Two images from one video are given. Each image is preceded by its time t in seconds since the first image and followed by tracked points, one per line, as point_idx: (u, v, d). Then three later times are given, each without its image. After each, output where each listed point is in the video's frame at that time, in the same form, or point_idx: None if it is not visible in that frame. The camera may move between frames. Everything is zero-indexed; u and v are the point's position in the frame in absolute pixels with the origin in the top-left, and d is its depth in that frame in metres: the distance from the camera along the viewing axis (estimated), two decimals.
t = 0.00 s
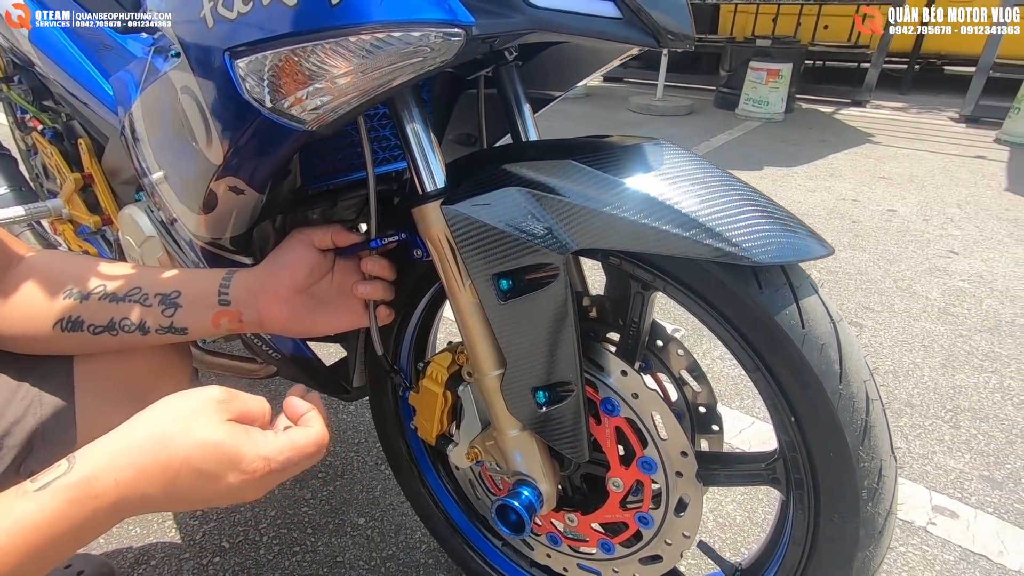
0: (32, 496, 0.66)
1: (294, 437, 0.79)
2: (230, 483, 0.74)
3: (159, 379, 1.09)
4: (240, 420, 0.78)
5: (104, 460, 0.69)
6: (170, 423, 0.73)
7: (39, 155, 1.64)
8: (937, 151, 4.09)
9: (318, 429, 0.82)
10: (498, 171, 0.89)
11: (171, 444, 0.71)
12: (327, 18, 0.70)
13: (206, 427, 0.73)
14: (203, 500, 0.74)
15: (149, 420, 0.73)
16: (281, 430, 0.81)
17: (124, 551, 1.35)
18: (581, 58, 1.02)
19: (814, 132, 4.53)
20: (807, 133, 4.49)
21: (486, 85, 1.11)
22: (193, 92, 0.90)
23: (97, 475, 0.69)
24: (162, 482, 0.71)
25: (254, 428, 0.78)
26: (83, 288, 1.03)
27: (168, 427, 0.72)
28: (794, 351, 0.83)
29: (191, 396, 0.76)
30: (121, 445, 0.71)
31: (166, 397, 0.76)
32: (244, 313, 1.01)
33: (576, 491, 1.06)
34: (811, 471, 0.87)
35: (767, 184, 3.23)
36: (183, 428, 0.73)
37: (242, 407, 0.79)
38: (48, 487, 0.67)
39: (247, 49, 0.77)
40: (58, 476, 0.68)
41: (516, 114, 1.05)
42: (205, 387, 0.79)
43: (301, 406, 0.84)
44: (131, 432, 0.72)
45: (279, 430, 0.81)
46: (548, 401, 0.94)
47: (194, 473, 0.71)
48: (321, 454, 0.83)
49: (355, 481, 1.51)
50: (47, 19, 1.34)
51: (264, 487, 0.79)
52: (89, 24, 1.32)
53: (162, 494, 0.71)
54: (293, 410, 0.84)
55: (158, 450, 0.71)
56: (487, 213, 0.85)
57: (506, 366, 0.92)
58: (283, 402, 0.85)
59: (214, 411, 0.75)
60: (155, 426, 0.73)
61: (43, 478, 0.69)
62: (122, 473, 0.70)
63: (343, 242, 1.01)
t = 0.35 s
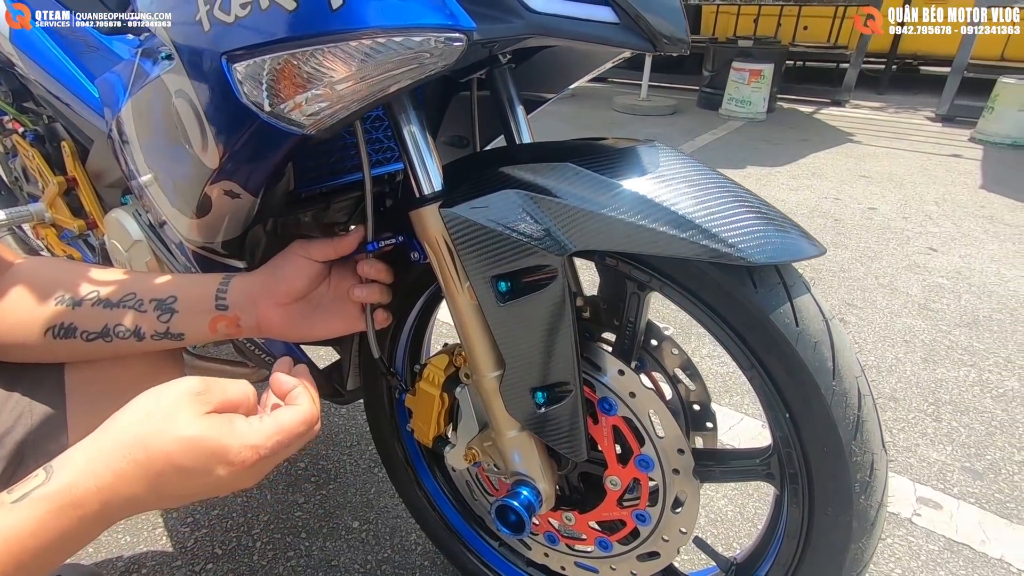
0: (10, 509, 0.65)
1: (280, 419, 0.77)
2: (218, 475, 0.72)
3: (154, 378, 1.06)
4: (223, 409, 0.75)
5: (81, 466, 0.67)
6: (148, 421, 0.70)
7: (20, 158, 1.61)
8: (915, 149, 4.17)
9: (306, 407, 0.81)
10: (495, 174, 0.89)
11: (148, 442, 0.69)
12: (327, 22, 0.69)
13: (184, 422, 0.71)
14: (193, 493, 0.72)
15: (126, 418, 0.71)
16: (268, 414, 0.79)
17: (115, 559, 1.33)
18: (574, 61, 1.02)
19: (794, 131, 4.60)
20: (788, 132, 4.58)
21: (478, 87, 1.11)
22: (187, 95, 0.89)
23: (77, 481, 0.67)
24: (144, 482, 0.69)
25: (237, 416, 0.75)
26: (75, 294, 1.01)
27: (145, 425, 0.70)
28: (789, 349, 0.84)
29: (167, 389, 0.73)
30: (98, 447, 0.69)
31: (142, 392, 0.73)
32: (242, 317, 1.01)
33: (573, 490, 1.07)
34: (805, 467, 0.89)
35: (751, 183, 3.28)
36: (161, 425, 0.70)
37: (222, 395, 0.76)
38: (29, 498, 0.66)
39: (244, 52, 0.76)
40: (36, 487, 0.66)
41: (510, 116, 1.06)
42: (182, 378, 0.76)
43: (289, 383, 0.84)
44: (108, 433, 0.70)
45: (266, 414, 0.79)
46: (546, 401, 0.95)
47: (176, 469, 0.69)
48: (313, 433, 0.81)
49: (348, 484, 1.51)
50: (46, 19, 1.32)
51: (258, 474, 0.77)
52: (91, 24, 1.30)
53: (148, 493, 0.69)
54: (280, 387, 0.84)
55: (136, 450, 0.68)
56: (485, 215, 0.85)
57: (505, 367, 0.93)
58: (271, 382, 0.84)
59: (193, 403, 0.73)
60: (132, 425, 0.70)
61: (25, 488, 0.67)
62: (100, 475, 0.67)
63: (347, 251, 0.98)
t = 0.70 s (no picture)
0: (78, 545, 0.65)
1: (328, 498, 0.79)
2: (261, 543, 0.74)
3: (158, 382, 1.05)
4: (281, 477, 0.78)
5: (151, 508, 0.68)
6: (216, 475, 0.73)
7: (10, 161, 1.59)
8: (902, 147, 4.23)
9: (351, 489, 0.82)
10: (501, 173, 0.89)
11: (212, 495, 0.71)
12: (338, 23, 0.69)
13: (247, 483, 0.73)
14: (234, 552, 0.74)
15: (193, 468, 0.73)
16: (315, 490, 0.81)
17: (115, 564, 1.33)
18: (575, 61, 1.03)
19: (783, 130, 4.65)
20: (777, 130, 4.62)
21: (479, 87, 1.12)
22: (191, 96, 0.89)
23: (142, 523, 0.68)
24: (197, 534, 0.70)
25: (293, 487, 0.78)
26: (80, 299, 1.01)
27: (213, 480, 0.72)
28: (794, 343, 0.85)
29: (237, 447, 0.76)
30: (165, 491, 0.70)
31: (211, 442, 0.76)
32: (253, 320, 1.01)
33: (578, 486, 1.08)
34: (809, 460, 0.90)
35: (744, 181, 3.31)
36: (227, 482, 0.73)
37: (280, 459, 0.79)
38: (96, 535, 0.66)
39: (253, 54, 0.75)
40: (104, 523, 0.67)
41: (512, 116, 1.06)
42: (250, 437, 0.78)
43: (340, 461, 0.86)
44: (175, 479, 0.72)
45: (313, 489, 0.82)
46: (553, 399, 0.95)
47: (234, 526, 0.72)
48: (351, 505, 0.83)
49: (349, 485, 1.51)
50: (46, 19, 1.31)
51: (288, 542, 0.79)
52: (90, 25, 1.31)
53: (199, 545, 0.71)
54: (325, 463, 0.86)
55: (201, 501, 0.71)
56: (494, 215, 0.85)
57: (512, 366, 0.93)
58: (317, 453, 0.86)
59: (255, 465, 0.75)
60: (200, 475, 0.72)
61: (88, 524, 0.67)
62: (163, 519, 0.69)
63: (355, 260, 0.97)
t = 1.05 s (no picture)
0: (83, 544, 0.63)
1: (334, 483, 0.79)
2: (271, 531, 0.74)
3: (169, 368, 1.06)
4: (285, 466, 0.78)
5: (153, 503, 0.68)
6: (217, 467, 0.72)
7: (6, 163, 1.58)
8: (894, 146, 4.27)
9: (356, 472, 0.82)
10: (508, 173, 0.90)
11: (217, 486, 0.71)
12: (351, 26, 0.69)
13: (251, 473, 0.73)
14: (243, 543, 0.74)
15: (194, 462, 0.72)
16: (320, 476, 0.81)
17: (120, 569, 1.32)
18: (578, 61, 1.03)
19: (777, 129, 4.68)
20: (771, 130, 4.66)
21: (481, 88, 1.12)
22: (196, 98, 0.87)
23: (145, 519, 0.67)
24: (206, 528, 0.70)
25: (298, 475, 0.78)
26: (83, 303, 1.00)
27: (215, 473, 0.71)
28: (801, 340, 0.86)
29: (238, 440, 0.75)
30: (167, 485, 0.70)
31: (210, 437, 0.75)
32: (261, 317, 1.02)
33: (585, 485, 1.09)
34: (816, 456, 0.90)
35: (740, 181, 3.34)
36: (229, 475, 0.72)
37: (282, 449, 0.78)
38: (100, 534, 0.65)
39: (264, 57, 0.75)
40: (107, 522, 0.65)
41: (515, 116, 1.06)
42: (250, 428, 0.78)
43: (342, 445, 0.85)
44: (177, 473, 0.71)
45: (318, 475, 0.81)
46: (561, 398, 0.94)
47: (242, 517, 0.71)
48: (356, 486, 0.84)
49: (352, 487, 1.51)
50: (45, 19, 1.31)
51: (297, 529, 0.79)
52: (90, 24, 1.33)
53: (206, 539, 0.71)
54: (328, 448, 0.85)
55: (205, 494, 0.70)
56: (502, 215, 0.85)
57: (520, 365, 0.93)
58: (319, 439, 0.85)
59: (259, 456, 0.75)
60: (201, 469, 0.72)
61: (91, 523, 0.66)
62: (171, 514, 0.68)
63: (361, 260, 0.97)
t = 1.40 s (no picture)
0: (80, 534, 0.64)
1: (331, 462, 0.80)
2: (272, 513, 0.75)
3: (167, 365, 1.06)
4: (280, 448, 0.79)
5: (148, 491, 0.68)
6: (213, 452, 0.72)
7: (7, 167, 1.59)
8: (889, 145, 4.30)
9: (353, 450, 0.83)
10: (512, 174, 0.91)
11: (214, 470, 0.71)
12: (361, 29, 0.70)
13: (246, 457, 0.73)
14: (244, 525, 0.75)
15: (190, 448, 0.73)
16: (316, 456, 0.82)
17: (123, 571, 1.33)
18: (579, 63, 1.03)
19: (773, 129, 4.71)
20: (767, 130, 4.68)
21: (483, 91, 1.12)
22: (202, 102, 0.87)
23: (142, 506, 0.68)
24: (204, 513, 0.71)
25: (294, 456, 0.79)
26: (88, 304, 1.01)
27: (212, 458, 0.72)
28: (801, 337, 0.87)
29: (232, 424, 0.75)
30: (163, 473, 0.70)
31: (204, 423, 0.75)
32: (265, 316, 1.03)
33: (588, 483, 1.10)
34: (817, 452, 0.91)
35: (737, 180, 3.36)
36: (226, 459, 0.72)
37: (277, 431, 0.79)
38: (96, 524, 0.65)
39: (274, 59, 0.76)
40: (104, 512, 0.66)
41: (517, 117, 1.06)
42: (244, 412, 0.78)
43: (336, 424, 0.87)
44: (173, 460, 0.71)
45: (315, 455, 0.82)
46: (565, 397, 0.95)
47: (240, 500, 0.72)
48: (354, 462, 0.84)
49: (354, 488, 1.52)
50: (45, 19, 1.33)
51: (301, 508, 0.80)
52: (91, 25, 1.37)
53: (207, 522, 0.72)
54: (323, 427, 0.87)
55: (202, 479, 0.71)
56: (507, 216, 0.86)
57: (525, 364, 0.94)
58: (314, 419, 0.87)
59: (255, 439, 0.75)
60: (196, 455, 0.72)
61: (88, 513, 0.67)
62: (168, 500, 0.69)
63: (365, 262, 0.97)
